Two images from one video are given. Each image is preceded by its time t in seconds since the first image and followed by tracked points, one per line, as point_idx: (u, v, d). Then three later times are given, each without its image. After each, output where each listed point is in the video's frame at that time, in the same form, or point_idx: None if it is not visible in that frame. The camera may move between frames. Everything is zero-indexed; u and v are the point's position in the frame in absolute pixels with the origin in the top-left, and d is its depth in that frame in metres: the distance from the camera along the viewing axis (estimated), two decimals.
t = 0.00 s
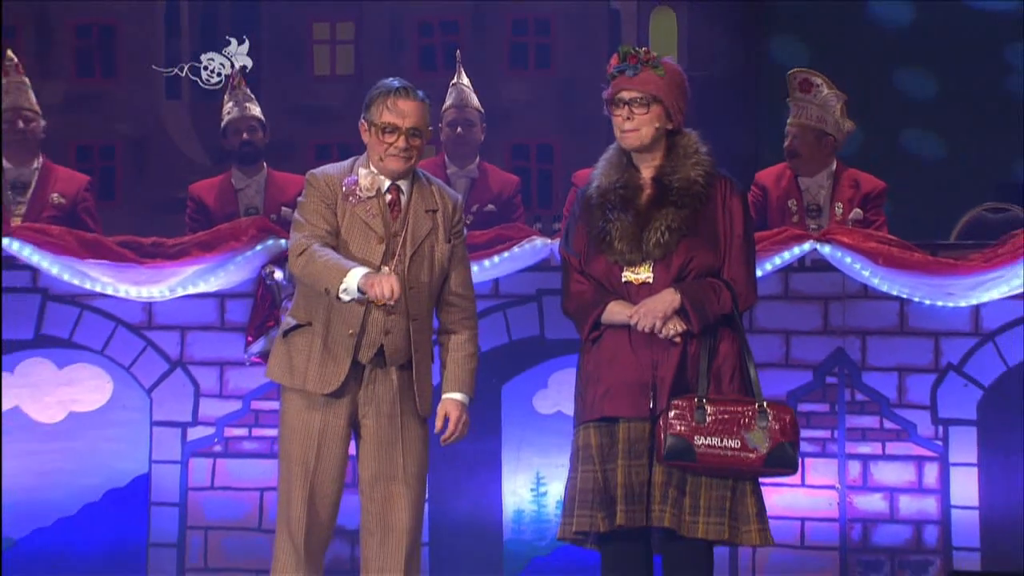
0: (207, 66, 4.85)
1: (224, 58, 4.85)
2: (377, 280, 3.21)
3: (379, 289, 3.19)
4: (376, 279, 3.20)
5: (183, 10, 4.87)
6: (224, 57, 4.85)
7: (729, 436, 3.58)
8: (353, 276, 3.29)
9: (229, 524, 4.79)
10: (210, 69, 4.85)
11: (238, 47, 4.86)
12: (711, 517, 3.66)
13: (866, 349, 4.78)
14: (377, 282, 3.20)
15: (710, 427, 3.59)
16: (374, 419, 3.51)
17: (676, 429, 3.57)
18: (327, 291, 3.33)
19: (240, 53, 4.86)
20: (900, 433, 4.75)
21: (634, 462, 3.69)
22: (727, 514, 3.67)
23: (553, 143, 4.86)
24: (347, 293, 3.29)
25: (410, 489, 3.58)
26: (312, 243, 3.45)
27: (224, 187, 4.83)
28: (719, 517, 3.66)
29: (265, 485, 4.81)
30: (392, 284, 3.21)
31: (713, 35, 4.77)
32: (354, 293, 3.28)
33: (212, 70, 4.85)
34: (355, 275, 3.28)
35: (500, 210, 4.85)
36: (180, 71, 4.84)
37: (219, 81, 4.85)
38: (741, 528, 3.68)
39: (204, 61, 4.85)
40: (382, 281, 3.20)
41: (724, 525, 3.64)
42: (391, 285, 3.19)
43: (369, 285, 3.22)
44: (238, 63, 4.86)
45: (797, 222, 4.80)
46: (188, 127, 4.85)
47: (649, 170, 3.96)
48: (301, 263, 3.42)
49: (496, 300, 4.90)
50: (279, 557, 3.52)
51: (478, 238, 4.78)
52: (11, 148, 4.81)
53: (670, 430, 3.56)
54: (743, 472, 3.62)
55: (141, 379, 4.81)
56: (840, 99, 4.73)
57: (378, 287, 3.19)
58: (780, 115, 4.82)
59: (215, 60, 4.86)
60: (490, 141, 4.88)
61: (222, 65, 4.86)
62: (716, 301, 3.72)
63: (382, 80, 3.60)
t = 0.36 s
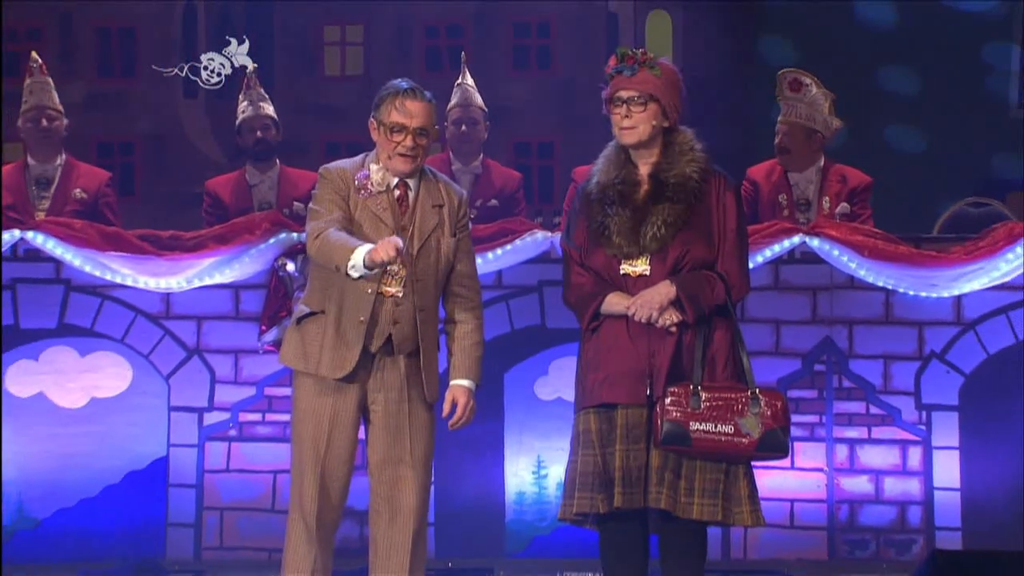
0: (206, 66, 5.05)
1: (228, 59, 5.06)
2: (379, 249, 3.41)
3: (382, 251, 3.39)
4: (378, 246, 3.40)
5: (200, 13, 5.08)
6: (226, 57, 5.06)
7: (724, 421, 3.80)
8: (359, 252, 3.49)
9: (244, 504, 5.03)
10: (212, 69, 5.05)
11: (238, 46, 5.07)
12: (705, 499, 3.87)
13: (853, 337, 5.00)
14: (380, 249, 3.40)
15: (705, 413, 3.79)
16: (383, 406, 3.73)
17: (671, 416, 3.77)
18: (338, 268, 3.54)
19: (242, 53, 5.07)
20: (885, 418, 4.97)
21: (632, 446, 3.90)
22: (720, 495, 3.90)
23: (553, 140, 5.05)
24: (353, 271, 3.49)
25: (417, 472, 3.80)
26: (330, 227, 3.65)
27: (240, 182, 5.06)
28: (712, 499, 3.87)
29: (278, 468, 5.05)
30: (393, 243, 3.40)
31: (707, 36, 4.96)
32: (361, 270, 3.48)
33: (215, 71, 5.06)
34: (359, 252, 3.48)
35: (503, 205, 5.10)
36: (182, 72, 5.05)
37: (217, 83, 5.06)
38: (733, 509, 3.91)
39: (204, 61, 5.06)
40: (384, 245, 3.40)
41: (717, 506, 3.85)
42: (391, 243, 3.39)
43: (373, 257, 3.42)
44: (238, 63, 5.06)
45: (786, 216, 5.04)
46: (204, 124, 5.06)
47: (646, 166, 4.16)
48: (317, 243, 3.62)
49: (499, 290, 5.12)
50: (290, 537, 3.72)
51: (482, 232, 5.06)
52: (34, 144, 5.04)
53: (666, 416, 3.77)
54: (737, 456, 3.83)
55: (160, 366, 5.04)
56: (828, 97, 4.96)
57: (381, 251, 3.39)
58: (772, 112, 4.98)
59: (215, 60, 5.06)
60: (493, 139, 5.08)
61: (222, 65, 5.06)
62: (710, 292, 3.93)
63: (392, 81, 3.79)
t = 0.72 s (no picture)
0: (207, 66, 5.25)
1: (227, 59, 5.25)
2: (381, 311, 3.67)
3: (384, 318, 3.66)
4: (381, 312, 3.67)
5: (215, 16, 5.27)
6: (225, 57, 5.25)
7: (718, 407, 4.00)
8: (354, 308, 3.73)
9: (257, 486, 5.25)
10: (212, 70, 5.25)
11: (238, 47, 5.26)
12: (700, 481, 4.08)
13: (841, 326, 5.21)
14: (381, 313, 3.67)
15: (700, 399, 3.99)
16: (392, 391, 3.91)
17: (668, 401, 3.98)
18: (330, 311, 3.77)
19: (241, 53, 5.26)
20: (872, 404, 5.18)
21: (630, 430, 4.12)
22: (715, 477, 4.10)
23: (554, 137, 5.26)
24: (349, 320, 3.74)
25: (423, 456, 3.98)
26: (314, 254, 3.88)
27: (252, 178, 5.25)
28: (707, 481, 4.09)
29: (289, 451, 5.27)
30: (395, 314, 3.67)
31: (701, 36, 5.15)
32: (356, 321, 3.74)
33: (214, 71, 5.25)
34: (357, 306, 3.72)
35: (506, 199, 5.29)
36: (182, 72, 5.25)
37: (219, 82, 5.25)
38: (727, 491, 4.11)
39: (204, 61, 5.25)
40: (386, 313, 3.67)
41: (712, 488, 4.06)
42: (394, 316, 3.66)
43: (373, 316, 3.68)
44: (238, 63, 5.26)
45: (778, 211, 5.22)
46: (219, 121, 5.25)
47: (644, 161, 4.36)
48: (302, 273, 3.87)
49: (501, 281, 5.33)
50: (302, 517, 3.90)
51: (484, 226, 5.26)
52: (55, 142, 5.23)
53: (663, 401, 3.97)
54: (730, 440, 4.04)
55: (176, 354, 5.25)
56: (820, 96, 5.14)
57: (384, 318, 3.66)
58: (768, 110, 5.16)
59: (215, 60, 5.25)
60: (497, 136, 5.28)
61: (222, 65, 5.25)
62: (705, 283, 4.13)
63: (405, 81, 3.99)
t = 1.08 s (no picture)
0: (206, 66, 5.45)
1: (226, 60, 5.46)
2: (353, 307, 3.86)
3: (351, 317, 3.85)
4: (352, 307, 3.86)
5: (230, 17, 5.48)
6: (224, 57, 5.46)
7: (713, 393, 4.21)
8: (342, 292, 3.94)
9: (270, 468, 5.48)
10: (212, 70, 5.45)
11: (237, 47, 5.47)
12: (696, 463, 4.30)
13: (831, 315, 5.43)
14: (352, 308, 3.86)
15: (697, 385, 4.21)
16: (401, 375, 4.11)
17: (666, 387, 4.19)
18: (327, 292, 3.99)
19: (240, 53, 5.46)
20: (860, 389, 5.40)
21: (629, 414, 4.32)
22: (711, 460, 4.31)
23: (555, 133, 5.46)
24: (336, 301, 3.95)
25: (430, 438, 4.18)
26: (320, 245, 4.08)
27: (265, 172, 5.46)
28: (703, 464, 4.30)
29: (301, 435, 5.49)
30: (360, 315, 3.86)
31: (697, 36, 5.36)
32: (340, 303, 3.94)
33: (213, 70, 5.45)
34: (344, 291, 3.92)
35: (508, 193, 5.50)
36: (182, 72, 5.45)
37: (218, 82, 5.46)
38: (722, 473, 4.32)
39: (204, 61, 5.45)
40: (353, 310, 3.86)
41: (708, 470, 4.28)
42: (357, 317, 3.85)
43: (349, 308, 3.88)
44: (237, 63, 5.46)
45: (770, 204, 5.42)
46: (233, 118, 5.46)
47: (641, 156, 4.57)
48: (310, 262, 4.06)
49: (503, 272, 5.54)
50: (316, 497, 4.09)
51: (489, 217, 5.50)
52: (75, 138, 5.43)
53: (661, 387, 4.18)
54: (726, 425, 4.25)
55: (192, 341, 5.47)
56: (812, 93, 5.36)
57: (351, 315, 3.86)
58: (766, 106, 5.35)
59: (214, 60, 5.46)
60: (499, 132, 5.49)
61: (222, 66, 5.46)
62: (702, 273, 4.34)
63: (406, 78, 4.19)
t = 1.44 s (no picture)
0: (206, 66, 5.65)
1: (226, 60, 5.66)
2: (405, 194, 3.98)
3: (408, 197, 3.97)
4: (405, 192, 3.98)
5: (241, 17, 5.68)
6: (224, 57, 5.67)
7: (710, 379, 4.41)
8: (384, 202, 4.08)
9: (281, 453, 5.66)
10: (212, 70, 5.65)
11: (238, 47, 5.68)
12: (693, 449, 4.48)
13: (822, 305, 5.63)
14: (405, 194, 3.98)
15: (694, 372, 4.41)
16: (409, 362, 4.32)
17: (665, 373, 4.40)
18: (366, 222, 4.14)
19: (241, 53, 5.67)
20: (849, 375, 5.61)
21: (628, 401, 4.52)
22: (707, 445, 4.50)
23: (556, 129, 5.67)
24: (382, 216, 4.09)
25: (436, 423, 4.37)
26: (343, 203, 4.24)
27: (277, 166, 5.67)
28: (699, 450, 4.48)
29: (312, 421, 5.67)
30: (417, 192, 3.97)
31: (693, 34, 5.54)
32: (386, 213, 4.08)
33: (213, 70, 5.66)
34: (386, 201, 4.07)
35: (511, 186, 5.70)
36: (182, 71, 5.65)
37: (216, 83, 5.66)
38: (718, 458, 4.52)
39: (204, 61, 5.66)
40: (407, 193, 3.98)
41: (704, 455, 4.46)
42: (413, 193, 3.97)
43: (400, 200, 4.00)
44: (237, 63, 5.67)
45: (762, 198, 5.65)
46: (245, 115, 5.67)
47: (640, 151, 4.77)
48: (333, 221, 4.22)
49: (506, 263, 5.72)
50: (328, 481, 4.28)
51: (489, 211, 5.66)
52: (94, 134, 5.64)
53: (659, 373, 4.39)
54: (722, 411, 4.45)
55: (206, 330, 5.68)
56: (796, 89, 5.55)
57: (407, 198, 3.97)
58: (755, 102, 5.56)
59: (214, 60, 5.66)
60: (503, 128, 5.69)
61: (222, 66, 5.66)
62: (699, 264, 4.55)
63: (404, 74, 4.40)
